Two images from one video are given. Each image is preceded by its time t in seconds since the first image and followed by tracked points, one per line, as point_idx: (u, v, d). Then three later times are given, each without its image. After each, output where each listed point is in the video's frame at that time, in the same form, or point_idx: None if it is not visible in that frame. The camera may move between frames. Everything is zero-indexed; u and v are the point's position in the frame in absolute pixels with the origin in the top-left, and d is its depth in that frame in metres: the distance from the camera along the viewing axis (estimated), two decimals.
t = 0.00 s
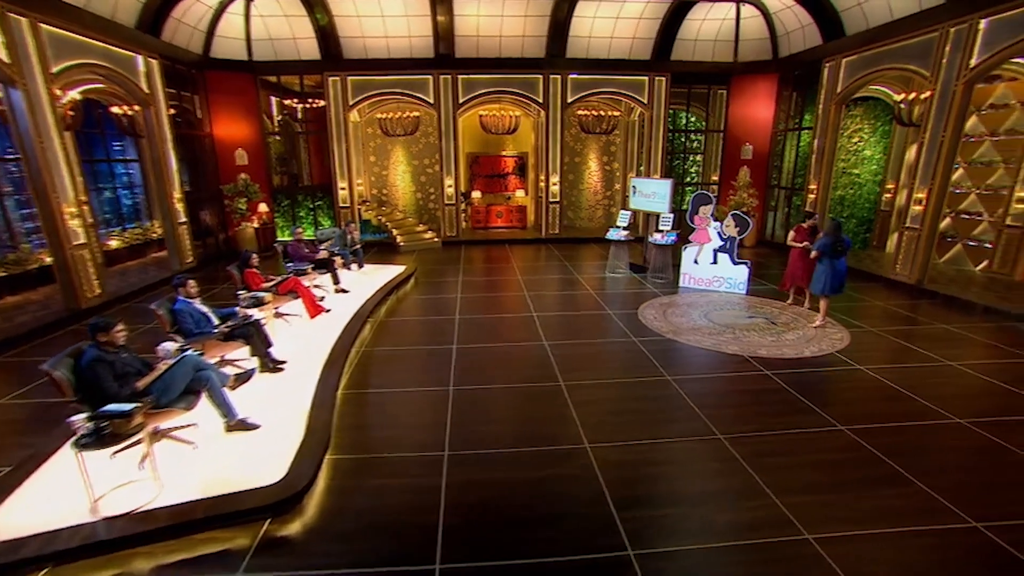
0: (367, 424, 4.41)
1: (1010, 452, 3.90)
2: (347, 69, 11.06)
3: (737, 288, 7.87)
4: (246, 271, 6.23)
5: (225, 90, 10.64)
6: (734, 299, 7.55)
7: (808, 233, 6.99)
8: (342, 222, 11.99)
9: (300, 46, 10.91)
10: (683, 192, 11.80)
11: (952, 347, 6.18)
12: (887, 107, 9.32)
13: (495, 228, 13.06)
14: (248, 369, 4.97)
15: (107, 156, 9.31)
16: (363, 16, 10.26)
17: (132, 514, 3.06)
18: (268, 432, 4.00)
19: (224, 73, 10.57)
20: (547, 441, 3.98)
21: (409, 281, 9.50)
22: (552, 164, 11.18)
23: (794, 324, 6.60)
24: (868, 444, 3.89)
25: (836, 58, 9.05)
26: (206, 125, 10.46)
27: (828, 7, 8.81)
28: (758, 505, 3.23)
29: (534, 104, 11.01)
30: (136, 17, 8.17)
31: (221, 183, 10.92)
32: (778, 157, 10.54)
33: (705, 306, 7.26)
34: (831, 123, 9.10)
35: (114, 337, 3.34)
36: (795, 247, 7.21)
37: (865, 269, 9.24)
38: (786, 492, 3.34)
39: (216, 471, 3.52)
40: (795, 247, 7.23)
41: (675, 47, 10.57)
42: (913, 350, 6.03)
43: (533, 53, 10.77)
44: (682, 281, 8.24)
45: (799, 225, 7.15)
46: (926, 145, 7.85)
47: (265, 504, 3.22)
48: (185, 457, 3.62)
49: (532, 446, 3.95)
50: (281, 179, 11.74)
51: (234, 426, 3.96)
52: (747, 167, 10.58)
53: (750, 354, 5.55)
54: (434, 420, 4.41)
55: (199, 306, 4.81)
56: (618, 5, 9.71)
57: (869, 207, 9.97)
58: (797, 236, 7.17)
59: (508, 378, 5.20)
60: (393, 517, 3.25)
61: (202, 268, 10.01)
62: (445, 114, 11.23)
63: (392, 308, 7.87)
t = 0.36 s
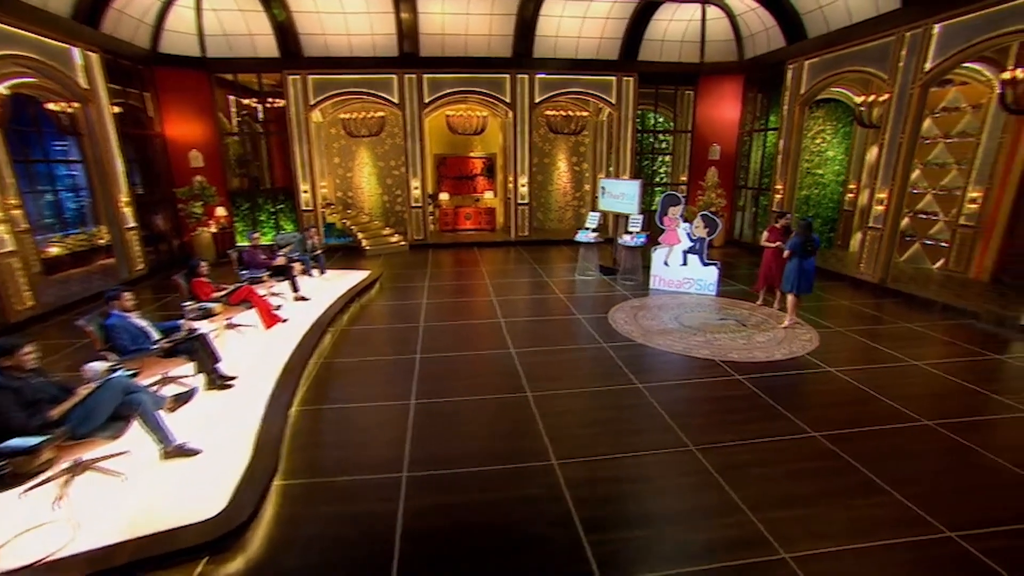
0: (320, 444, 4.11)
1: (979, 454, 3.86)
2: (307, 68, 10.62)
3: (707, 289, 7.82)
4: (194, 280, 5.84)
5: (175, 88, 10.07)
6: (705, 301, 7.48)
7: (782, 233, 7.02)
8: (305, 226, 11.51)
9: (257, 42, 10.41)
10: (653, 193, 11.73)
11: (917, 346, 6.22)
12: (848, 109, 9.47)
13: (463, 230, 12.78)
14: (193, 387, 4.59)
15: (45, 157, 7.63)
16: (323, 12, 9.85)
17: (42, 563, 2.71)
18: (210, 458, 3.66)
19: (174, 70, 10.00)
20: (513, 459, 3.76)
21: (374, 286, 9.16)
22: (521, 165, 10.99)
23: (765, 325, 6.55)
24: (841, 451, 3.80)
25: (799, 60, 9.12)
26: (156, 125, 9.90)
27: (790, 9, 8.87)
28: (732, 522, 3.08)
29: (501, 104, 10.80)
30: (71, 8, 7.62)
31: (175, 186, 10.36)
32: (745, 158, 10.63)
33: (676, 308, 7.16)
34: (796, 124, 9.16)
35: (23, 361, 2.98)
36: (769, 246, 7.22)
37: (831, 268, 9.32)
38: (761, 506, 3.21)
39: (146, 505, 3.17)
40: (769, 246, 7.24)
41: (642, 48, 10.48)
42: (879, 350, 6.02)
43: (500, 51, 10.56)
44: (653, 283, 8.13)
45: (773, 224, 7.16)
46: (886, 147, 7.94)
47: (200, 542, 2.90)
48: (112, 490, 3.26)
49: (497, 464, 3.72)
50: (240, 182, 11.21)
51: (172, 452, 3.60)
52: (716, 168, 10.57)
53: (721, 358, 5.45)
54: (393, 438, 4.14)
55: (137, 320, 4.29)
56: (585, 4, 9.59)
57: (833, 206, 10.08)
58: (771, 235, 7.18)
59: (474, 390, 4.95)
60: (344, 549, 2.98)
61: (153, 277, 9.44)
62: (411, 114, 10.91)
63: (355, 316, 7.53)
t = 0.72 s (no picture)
0: (257, 475, 3.73)
1: (947, 460, 3.79)
2: (257, 67, 10.05)
3: (672, 293, 7.70)
4: (124, 295, 5.30)
5: (111, 86, 9.39)
6: (670, 305, 7.35)
7: (748, 236, 6.98)
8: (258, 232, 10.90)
9: (202, 38, 9.73)
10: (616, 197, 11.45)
11: (878, 347, 6.22)
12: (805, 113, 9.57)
13: (426, 235, 12.39)
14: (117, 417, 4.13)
15: None
16: (273, 9, 9.28)
17: None
18: (125, 499, 3.24)
19: (112, 66, 9.36)
20: (469, 486, 3.48)
21: (330, 296, 8.72)
22: (483, 168, 10.73)
23: (731, 330, 6.45)
24: (811, 463, 3.66)
25: (758, 64, 9.13)
26: (90, 125, 9.19)
27: (747, 13, 8.90)
28: (702, 549, 2.88)
29: (462, 105, 10.51)
30: None
31: (114, 191, 9.62)
32: (707, 160, 10.64)
33: (642, 313, 7.01)
34: (756, 127, 9.16)
35: None
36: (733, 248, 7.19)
37: (792, 269, 9.35)
38: (732, 529, 3.02)
39: (41, 562, 2.75)
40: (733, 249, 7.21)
41: (604, 50, 10.34)
42: (841, 352, 5.98)
43: (459, 52, 10.27)
44: (618, 288, 7.97)
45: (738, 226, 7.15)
46: (842, 150, 8.01)
47: None
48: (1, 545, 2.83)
49: (452, 492, 3.43)
50: (187, 187, 10.53)
51: (79, 496, 3.17)
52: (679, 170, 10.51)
53: (687, 365, 5.30)
54: (339, 466, 3.79)
55: (44, 343, 3.79)
56: (545, 4, 9.41)
57: (793, 207, 10.12)
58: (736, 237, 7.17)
59: (432, 408, 4.63)
60: None
61: (86, 289, 8.74)
62: (368, 116, 10.43)
63: (308, 328, 7.09)
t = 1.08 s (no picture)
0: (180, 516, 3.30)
1: (913, 470, 3.69)
2: (202, 68, 9.45)
3: (637, 300, 7.55)
4: (35, 315, 4.58)
5: (40, 86, 8.43)
6: (635, 312, 7.19)
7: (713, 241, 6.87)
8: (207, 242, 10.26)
9: (139, 36, 9.07)
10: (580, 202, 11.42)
11: (842, 352, 6.17)
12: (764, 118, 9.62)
13: (386, 243, 11.97)
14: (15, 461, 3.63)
15: None
16: (219, 6, 8.73)
17: None
18: (10, 560, 2.77)
19: (38, 64, 8.39)
20: (419, 522, 3.16)
21: (283, 308, 8.23)
22: (444, 174, 10.44)
23: (697, 337, 6.34)
24: (780, 479, 3.50)
25: (717, 69, 9.12)
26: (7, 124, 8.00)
27: (706, 19, 8.90)
28: None
29: (421, 109, 10.18)
30: None
31: (39, 199, 8.47)
32: (670, 165, 10.58)
33: (607, 322, 6.81)
34: (717, 132, 9.13)
35: None
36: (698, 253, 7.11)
37: (755, 273, 9.36)
38: (703, 560, 2.81)
39: None
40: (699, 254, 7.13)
41: (565, 54, 10.17)
42: (805, 358, 5.90)
43: (417, 54, 9.93)
44: (582, 295, 7.78)
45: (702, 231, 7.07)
46: (800, 155, 8.04)
47: None
48: None
49: (401, 530, 3.11)
50: (127, 194, 9.74)
51: None
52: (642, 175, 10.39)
53: (654, 377, 5.11)
54: (276, 503, 3.40)
55: None
56: (505, 6, 9.19)
57: (754, 211, 10.14)
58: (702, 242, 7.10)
59: (381, 432, 4.29)
60: None
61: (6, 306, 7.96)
62: (322, 120, 9.98)
63: (255, 344, 6.61)
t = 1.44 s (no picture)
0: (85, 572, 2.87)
1: (888, 487, 3.56)
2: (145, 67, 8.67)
3: (606, 309, 7.35)
4: None
5: None
6: (604, 322, 6.98)
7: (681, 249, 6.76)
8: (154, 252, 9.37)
9: (72, 31, 8.29)
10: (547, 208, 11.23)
11: (812, 359, 6.08)
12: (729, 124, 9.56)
13: (349, 252, 11.36)
14: None
15: None
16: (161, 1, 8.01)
17: None
18: None
19: None
20: (365, 570, 2.84)
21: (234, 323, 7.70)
22: (408, 181, 10.08)
23: (668, 347, 6.16)
24: (753, 504, 3.32)
25: (683, 74, 9.03)
26: None
27: (670, 24, 8.81)
28: None
29: (383, 114, 9.76)
30: None
31: None
32: (637, 170, 10.41)
33: (575, 333, 6.58)
34: (683, 137, 9.05)
35: None
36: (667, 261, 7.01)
37: (724, 279, 9.27)
38: None
39: None
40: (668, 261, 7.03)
41: (529, 58, 9.91)
42: (775, 367, 5.78)
43: (377, 58, 9.53)
44: (549, 305, 7.53)
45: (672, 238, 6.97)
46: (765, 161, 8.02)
47: None
48: None
49: None
50: (62, 202, 8.94)
51: None
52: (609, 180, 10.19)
53: (622, 393, 4.89)
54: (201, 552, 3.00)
55: None
56: (468, 8, 8.85)
57: (721, 216, 10.10)
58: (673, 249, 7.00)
59: (329, 462, 3.93)
60: None
61: None
62: (278, 124, 9.46)
63: (199, 362, 6.09)
